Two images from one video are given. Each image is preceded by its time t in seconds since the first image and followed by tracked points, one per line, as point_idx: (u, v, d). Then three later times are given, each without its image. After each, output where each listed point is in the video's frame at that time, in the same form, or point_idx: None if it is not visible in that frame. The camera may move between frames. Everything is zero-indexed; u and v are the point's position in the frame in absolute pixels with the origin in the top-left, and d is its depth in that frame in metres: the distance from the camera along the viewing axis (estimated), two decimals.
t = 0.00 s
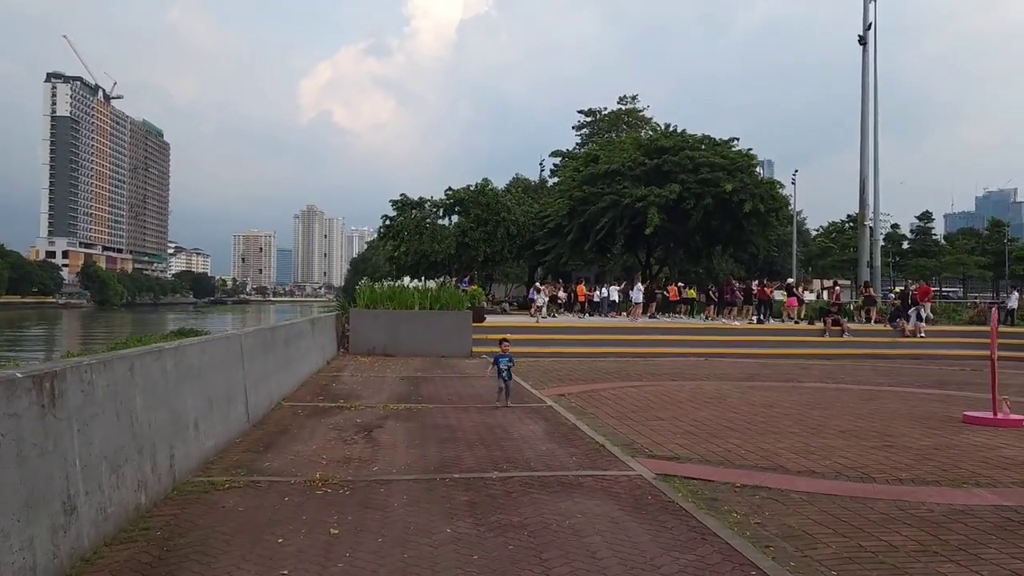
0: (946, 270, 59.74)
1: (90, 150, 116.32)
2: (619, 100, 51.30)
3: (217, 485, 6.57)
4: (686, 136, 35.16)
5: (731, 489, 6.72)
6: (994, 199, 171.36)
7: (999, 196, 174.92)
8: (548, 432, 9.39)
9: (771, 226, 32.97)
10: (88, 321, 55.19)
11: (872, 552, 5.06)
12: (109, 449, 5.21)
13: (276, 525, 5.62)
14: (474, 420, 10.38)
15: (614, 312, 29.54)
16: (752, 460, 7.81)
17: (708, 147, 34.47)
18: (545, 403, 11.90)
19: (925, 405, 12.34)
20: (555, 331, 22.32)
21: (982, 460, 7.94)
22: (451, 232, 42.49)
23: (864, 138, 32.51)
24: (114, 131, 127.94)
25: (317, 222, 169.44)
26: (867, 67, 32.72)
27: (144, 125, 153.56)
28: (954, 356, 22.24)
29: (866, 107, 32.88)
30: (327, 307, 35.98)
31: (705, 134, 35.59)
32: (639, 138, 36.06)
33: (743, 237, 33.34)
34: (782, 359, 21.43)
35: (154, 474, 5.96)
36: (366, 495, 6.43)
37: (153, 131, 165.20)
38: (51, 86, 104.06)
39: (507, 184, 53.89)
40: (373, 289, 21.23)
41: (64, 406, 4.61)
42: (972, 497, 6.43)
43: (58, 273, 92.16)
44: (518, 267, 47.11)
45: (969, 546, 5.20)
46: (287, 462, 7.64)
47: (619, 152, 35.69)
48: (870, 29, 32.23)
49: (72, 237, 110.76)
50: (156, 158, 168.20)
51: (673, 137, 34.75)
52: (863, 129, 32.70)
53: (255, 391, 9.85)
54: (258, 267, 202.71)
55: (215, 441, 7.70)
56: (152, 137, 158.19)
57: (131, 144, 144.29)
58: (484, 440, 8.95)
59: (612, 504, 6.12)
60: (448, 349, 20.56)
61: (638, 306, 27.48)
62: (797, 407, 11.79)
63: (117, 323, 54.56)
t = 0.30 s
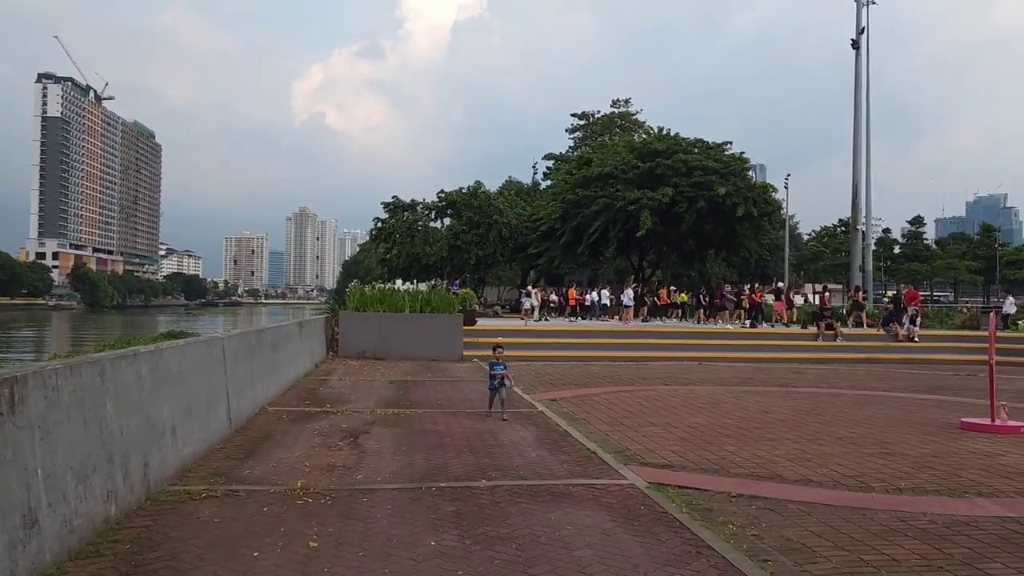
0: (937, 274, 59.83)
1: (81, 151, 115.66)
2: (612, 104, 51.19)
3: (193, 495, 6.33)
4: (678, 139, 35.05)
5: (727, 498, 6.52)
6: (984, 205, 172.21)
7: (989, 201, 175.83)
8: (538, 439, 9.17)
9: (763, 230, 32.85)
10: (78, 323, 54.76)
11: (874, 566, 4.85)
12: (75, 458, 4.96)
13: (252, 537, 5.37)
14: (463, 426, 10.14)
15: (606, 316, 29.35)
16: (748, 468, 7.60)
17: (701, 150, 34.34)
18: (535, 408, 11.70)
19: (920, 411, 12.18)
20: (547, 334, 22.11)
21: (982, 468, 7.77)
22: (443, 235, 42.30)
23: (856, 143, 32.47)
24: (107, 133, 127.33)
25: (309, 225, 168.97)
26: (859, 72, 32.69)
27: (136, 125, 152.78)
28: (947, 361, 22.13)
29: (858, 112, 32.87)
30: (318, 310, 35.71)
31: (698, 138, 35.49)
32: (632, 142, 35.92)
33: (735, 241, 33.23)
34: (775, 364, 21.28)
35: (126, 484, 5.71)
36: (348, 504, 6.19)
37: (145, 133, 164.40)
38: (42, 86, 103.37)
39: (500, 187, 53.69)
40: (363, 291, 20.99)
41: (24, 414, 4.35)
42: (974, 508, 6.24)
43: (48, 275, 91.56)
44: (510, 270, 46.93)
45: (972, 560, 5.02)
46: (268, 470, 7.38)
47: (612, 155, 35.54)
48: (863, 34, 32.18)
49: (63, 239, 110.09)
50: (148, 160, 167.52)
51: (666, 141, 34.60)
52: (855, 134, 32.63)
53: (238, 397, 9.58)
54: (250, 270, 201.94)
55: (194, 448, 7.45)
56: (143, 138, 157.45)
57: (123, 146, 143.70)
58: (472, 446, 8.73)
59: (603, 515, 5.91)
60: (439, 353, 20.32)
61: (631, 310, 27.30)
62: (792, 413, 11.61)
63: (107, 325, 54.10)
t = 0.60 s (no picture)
0: (923, 273, 60.04)
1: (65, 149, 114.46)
2: (600, 103, 51.00)
3: (166, 502, 6.03)
4: (667, 138, 34.88)
5: (723, 504, 6.28)
6: (969, 205, 173.46)
7: (972, 201, 177.28)
8: (527, 441, 8.91)
9: (751, 228, 32.77)
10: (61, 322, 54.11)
11: None
12: (36, 465, 4.66)
13: (225, 547, 5.08)
14: (450, 428, 9.86)
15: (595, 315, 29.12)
16: (743, 472, 7.37)
17: (689, 149, 34.17)
18: (523, 409, 11.44)
19: (914, 411, 12.02)
20: (535, 333, 21.86)
21: (982, 470, 7.58)
22: (430, 234, 41.99)
23: (844, 141, 32.41)
24: (92, 130, 126.08)
25: (296, 224, 168.08)
26: (846, 70, 32.62)
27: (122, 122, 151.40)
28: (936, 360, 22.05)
29: (846, 110, 32.80)
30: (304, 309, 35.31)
31: (686, 136, 35.33)
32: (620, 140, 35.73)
33: (724, 240, 33.09)
34: (765, 363, 21.13)
35: (92, 492, 5.40)
36: (329, 512, 5.90)
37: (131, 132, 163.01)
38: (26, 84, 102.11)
39: (488, 186, 53.44)
40: (349, 290, 20.68)
41: None
42: (978, 513, 6.03)
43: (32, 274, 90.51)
44: (498, 269, 46.68)
45: (981, 568, 4.80)
46: (246, 475, 7.08)
47: (600, 153, 35.33)
48: (850, 32, 32.11)
49: (47, 238, 108.90)
50: (134, 158, 166.11)
51: (655, 139, 34.41)
52: (843, 132, 32.54)
53: (216, 399, 9.26)
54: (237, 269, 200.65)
55: (168, 452, 7.14)
56: (128, 137, 156.01)
57: (108, 144, 142.44)
58: (458, 449, 8.46)
59: (595, 522, 5.66)
60: (426, 352, 20.03)
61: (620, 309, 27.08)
62: (784, 413, 11.42)
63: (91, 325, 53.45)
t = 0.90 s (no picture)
0: (911, 274, 60.21)
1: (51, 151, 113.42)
2: (590, 104, 50.85)
3: (139, 515, 5.75)
4: (657, 139, 34.74)
5: (721, 513, 6.06)
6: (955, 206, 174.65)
7: (958, 202, 178.44)
8: (517, 447, 8.67)
9: (741, 230, 32.66)
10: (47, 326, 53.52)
11: None
12: None
13: (198, 565, 4.80)
14: (438, 433, 9.61)
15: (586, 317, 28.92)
16: (739, 478, 7.16)
17: (679, 150, 34.04)
18: (513, 413, 11.19)
19: (909, 412, 11.85)
20: (525, 336, 21.63)
21: (984, 474, 7.40)
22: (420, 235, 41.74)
23: (833, 141, 32.36)
24: (78, 132, 125.02)
25: (284, 226, 167.27)
26: (835, 71, 32.58)
27: (108, 124, 150.18)
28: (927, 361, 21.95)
29: (834, 110, 32.76)
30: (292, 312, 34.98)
31: (676, 137, 35.21)
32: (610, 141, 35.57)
33: (714, 241, 32.97)
34: (756, 365, 20.97)
35: (58, 505, 5.13)
36: (309, 525, 5.64)
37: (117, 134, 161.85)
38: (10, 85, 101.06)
39: (478, 187, 53.26)
40: (337, 292, 20.38)
41: None
42: (983, 520, 5.84)
43: (18, 278, 89.59)
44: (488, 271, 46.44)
45: None
46: (225, 485, 6.81)
47: (590, 155, 35.16)
48: (839, 33, 32.08)
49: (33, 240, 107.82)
50: (120, 160, 164.97)
51: (645, 140, 34.26)
52: (832, 133, 32.49)
53: (196, 405, 8.97)
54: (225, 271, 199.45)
55: (142, 460, 6.87)
56: (114, 139, 154.87)
57: (95, 146, 141.34)
58: (446, 456, 8.21)
59: (589, 533, 5.43)
60: (414, 354, 19.76)
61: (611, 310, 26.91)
62: (778, 416, 11.23)
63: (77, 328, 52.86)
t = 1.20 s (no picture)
0: (899, 272, 60.34)
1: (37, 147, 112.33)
2: (579, 101, 50.63)
3: (105, 519, 5.49)
4: (647, 136, 34.57)
5: (713, 514, 5.85)
6: (942, 205, 175.59)
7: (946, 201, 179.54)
8: (504, 445, 8.45)
9: (731, 228, 32.54)
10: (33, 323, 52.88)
11: None
12: None
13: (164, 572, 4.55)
14: (423, 432, 9.37)
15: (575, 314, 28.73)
16: (731, 478, 6.96)
17: (669, 147, 33.89)
18: (500, 411, 10.96)
19: (902, 410, 11.69)
20: (514, 333, 21.40)
21: (981, 473, 7.23)
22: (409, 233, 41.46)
23: (823, 139, 32.29)
24: (64, 128, 123.86)
25: (273, 224, 166.41)
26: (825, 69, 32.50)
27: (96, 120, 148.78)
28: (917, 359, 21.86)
29: (824, 108, 32.69)
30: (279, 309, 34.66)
31: (667, 135, 35.07)
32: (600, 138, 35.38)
33: (704, 239, 32.83)
34: (746, 362, 20.81)
35: (17, 508, 4.87)
36: (283, 528, 5.39)
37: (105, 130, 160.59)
38: None
39: (467, 184, 52.95)
40: (323, 289, 20.10)
41: None
42: (983, 521, 5.65)
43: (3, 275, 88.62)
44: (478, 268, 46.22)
45: None
46: (198, 486, 6.55)
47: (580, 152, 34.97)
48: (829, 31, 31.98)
49: (18, 237, 106.71)
50: (108, 157, 163.70)
51: (635, 137, 34.09)
52: (822, 131, 32.41)
53: (171, 403, 8.69)
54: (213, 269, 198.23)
55: (112, 460, 6.59)
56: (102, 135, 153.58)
57: (81, 142, 140.14)
58: (430, 455, 7.98)
59: (576, 536, 5.21)
60: (401, 352, 19.50)
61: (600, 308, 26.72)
62: (770, 414, 11.05)
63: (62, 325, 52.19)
